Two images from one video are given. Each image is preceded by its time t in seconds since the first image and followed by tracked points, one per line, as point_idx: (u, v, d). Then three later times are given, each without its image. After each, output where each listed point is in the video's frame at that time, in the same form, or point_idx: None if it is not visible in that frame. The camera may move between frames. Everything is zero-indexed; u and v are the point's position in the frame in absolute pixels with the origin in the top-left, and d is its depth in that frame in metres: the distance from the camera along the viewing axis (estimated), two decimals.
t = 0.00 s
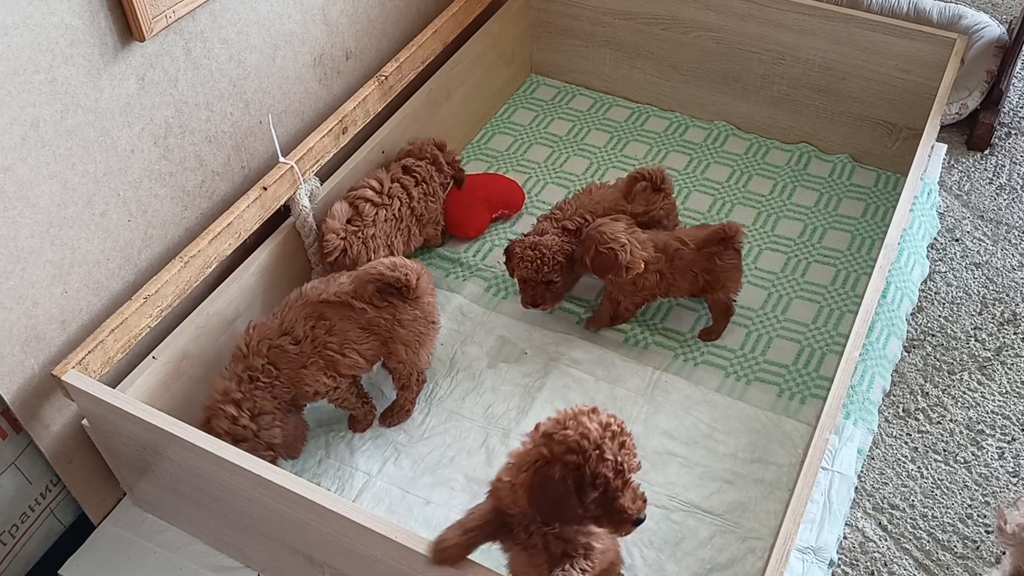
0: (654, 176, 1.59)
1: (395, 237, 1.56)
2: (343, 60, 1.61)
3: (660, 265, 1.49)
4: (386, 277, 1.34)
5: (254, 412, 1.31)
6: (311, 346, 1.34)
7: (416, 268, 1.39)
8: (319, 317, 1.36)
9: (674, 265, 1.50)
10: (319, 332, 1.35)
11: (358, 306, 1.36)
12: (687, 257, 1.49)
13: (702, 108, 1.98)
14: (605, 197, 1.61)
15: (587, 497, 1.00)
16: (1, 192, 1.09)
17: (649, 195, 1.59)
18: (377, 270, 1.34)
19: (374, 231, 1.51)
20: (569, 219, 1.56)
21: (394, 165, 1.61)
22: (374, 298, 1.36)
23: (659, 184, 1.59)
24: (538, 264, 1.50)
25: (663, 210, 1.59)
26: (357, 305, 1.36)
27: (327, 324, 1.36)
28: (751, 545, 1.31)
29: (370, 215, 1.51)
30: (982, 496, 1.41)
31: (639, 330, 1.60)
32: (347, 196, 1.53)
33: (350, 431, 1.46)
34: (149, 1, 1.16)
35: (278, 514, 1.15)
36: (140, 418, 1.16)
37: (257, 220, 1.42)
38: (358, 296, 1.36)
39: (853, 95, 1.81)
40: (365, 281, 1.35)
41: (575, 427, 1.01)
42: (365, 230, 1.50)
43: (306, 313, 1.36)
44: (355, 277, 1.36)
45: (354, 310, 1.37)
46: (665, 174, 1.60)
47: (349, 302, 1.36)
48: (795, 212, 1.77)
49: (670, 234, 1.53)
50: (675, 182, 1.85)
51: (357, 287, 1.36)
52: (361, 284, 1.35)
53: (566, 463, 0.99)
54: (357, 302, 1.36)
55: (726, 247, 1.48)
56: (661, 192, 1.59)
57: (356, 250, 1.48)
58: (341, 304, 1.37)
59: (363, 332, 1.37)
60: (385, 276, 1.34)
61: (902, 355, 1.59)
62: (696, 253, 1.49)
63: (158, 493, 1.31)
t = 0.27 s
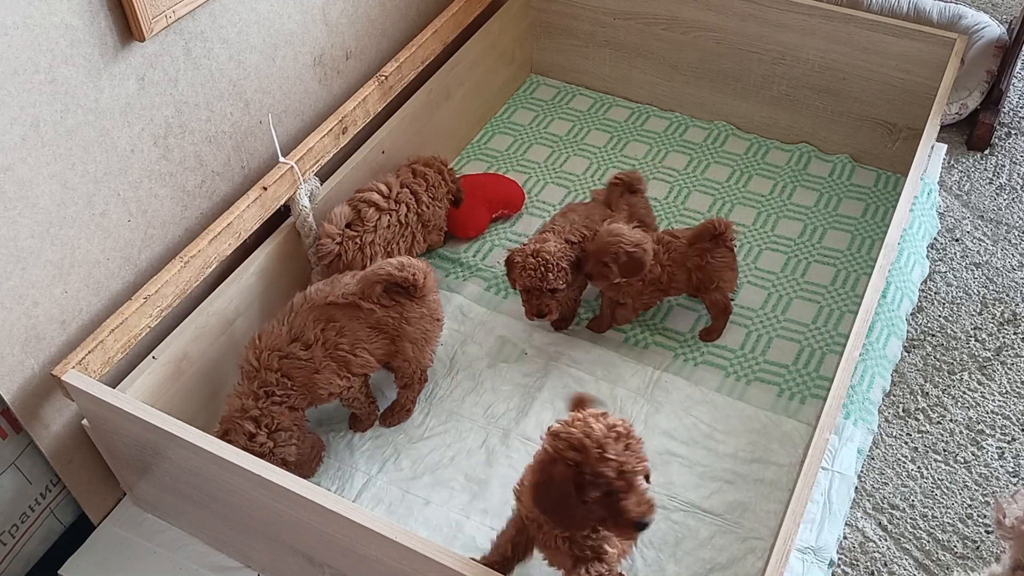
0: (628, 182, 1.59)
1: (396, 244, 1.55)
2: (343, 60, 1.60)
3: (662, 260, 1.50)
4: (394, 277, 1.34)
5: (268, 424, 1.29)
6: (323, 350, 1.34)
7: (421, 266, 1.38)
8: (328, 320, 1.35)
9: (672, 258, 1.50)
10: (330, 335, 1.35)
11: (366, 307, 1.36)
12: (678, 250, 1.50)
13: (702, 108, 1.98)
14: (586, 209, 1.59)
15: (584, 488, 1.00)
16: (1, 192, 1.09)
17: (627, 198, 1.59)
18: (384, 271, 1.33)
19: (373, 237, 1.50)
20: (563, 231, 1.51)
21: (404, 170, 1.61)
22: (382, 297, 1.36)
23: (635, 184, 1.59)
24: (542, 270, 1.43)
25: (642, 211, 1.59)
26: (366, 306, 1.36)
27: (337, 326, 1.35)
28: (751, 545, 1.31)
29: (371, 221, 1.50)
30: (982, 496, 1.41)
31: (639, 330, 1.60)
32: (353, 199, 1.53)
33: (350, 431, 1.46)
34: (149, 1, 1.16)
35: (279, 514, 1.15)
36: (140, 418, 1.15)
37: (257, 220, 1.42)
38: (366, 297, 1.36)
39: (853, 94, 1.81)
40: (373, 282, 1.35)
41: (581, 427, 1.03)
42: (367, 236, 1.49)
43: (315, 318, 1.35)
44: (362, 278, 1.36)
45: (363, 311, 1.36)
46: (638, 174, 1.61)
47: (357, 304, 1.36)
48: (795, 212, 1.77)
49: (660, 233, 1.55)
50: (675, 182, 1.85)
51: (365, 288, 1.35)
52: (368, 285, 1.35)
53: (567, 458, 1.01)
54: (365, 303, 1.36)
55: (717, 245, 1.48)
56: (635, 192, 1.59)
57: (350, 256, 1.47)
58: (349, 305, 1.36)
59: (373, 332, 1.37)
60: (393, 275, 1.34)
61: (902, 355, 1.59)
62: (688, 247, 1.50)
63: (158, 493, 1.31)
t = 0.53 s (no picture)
0: (615, 181, 1.59)
1: (396, 240, 1.54)
2: (343, 60, 1.60)
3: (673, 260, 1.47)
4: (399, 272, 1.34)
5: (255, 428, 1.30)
6: (326, 350, 1.33)
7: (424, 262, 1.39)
8: (330, 320, 1.35)
9: (684, 257, 1.48)
10: (332, 335, 1.34)
11: (369, 305, 1.36)
12: (688, 250, 1.48)
13: (702, 108, 1.98)
14: (570, 208, 1.58)
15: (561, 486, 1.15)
16: (1, 192, 1.09)
17: (612, 198, 1.59)
18: (386, 268, 1.33)
19: (373, 234, 1.49)
20: (561, 233, 1.50)
21: (405, 169, 1.61)
22: (385, 293, 1.37)
23: (619, 183, 1.59)
24: (529, 270, 1.44)
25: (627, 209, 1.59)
26: (368, 303, 1.36)
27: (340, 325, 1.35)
28: (751, 545, 1.31)
29: (371, 218, 1.50)
30: (982, 496, 1.41)
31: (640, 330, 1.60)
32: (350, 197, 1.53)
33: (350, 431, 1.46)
34: (149, 1, 1.16)
35: (279, 514, 1.15)
36: (140, 418, 1.15)
37: (257, 220, 1.42)
38: (369, 294, 1.36)
39: (853, 94, 1.81)
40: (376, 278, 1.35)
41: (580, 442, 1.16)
42: (366, 232, 1.49)
43: (316, 317, 1.35)
44: (364, 276, 1.36)
45: (365, 308, 1.36)
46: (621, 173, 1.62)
47: (360, 302, 1.36)
48: (795, 212, 1.77)
49: (668, 235, 1.53)
50: (675, 182, 1.85)
51: (368, 285, 1.35)
52: (371, 281, 1.35)
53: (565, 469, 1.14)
54: (368, 300, 1.36)
55: (728, 244, 1.48)
56: (619, 191, 1.60)
57: (351, 254, 1.47)
58: (351, 304, 1.36)
59: (376, 331, 1.37)
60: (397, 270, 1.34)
61: (902, 355, 1.59)
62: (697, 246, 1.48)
63: (158, 493, 1.31)
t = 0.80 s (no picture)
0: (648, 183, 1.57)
1: (394, 238, 1.55)
2: (343, 60, 1.60)
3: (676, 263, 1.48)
4: (397, 277, 1.34)
5: (266, 426, 1.30)
6: (323, 352, 1.34)
7: (423, 265, 1.39)
8: (328, 322, 1.35)
9: (689, 258, 1.48)
10: (328, 339, 1.34)
11: (367, 308, 1.36)
12: (693, 250, 1.48)
13: (702, 108, 1.98)
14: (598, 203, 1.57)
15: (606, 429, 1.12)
16: (1, 192, 1.09)
17: (643, 199, 1.57)
18: (386, 271, 1.34)
19: (373, 234, 1.50)
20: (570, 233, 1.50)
21: (397, 166, 1.61)
22: (383, 297, 1.37)
23: (652, 186, 1.57)
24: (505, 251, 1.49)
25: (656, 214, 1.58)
26: (366, 307, 1.36)
27: (337, 328, 1.35)
28: (752, 545, 1.31)
29: (370, 218, 1.50)
30: (982, 496, 1.41)
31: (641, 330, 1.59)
32: (348, 197, 1.53)
33: (350, 431, 1.46)
34: (149, 1, 1.16)
35: (279, 514, 1.15)
36: (140, 418, 1.15)
37: (257, 220, 1.42)
38: (367, 297, 1.36)
39: (853, 94, 1.81)
40: (373, 282, 1.35)
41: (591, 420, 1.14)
42: (365, 232, 1.49)
43: (314, 320, 1.35)
44: (362, 278, 1.36)
45: (363, 311, 1.36)
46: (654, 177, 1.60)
47: (358, 305, 1.36)
48: (795, 212, 1.77)
49: (670, 232, 1.53)
50: (675, 182, 1.85)
51: (366, 288, 1.35)
52: (369, 285, 1.35)
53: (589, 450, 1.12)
54: (366, 304, 1.36)
55: (730, 244, 1.48)
56: (651, 194, 1.58)
57: (352, 255, 1.47)
58: (349, 307, 1.36)
59: (374, 334, 1.37)
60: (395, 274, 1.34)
61: (902, 355, 1.59)
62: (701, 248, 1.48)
63: (158, 493, 1.31)
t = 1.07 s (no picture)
0: (647, 183, 1.57)
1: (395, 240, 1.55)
2: (343, 60, 1.60)
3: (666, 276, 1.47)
4: (395, 273, 1.34)
5: (275, 426, 1.30)
6: (323, 347, 1.34)
7: (422, 261, 1.39)
8: (327, 319, 1.35)
9: (679, 266, 1.48)
10: (328, 334, 1.34)
11: (366, 303, 1.36)
12: (683, 256, 1.48)
13: (702, 108, 1.98)
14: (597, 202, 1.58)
15: (616, 407, 1.14)
16: (1, 192, 1.09)
17: (641, 199, 1.58)
18: (383, 268, 1.33)
19: (375, 235, 1.50)
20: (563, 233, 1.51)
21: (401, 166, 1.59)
22: (381, 293, 1.37)
23: (650, 187, 1.58)
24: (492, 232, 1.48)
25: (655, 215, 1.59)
26: (365, 303, 1.36)
27: (336, 324, 1.35)
28: (752, 545, 1.31)
29: (372, 219, 1.50)
30: (982, 496, 1.41)
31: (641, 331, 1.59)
32: (350, 197, 1.52)
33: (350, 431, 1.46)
34: (149, 1, 1.16)
35: (279, 514, 1.15)
36: (140, 418, 1.15)
37: (257, 220, 1.42)
38: (366, 293, 1.36)
39: (853, 95, 1.81)
40: (372, 278, 1.35)
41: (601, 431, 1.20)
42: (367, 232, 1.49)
43: (313, 316, 1.35)
44: (361, 274, 1.36)
45: (362, 307, 1.36)
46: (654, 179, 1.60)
47: (357, 301, 1.36)
48: (795, 212, 1.77)
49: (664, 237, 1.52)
50: (675, 182, 1.85)
51: (365, 284, 1.35)
52: (367, 281, 1.35)
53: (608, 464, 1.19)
54: (364, 300, 1.36)
55: (720, 245, 1.48)
56: (649, 195, 1.58)
57: (354, 255, 1.47)
58: (348, 302, 1.36)
59: (373, 330, 1.37)
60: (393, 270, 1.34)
61: (902, 355, 1.59)
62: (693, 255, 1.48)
63: (158, 493, 1.31)
